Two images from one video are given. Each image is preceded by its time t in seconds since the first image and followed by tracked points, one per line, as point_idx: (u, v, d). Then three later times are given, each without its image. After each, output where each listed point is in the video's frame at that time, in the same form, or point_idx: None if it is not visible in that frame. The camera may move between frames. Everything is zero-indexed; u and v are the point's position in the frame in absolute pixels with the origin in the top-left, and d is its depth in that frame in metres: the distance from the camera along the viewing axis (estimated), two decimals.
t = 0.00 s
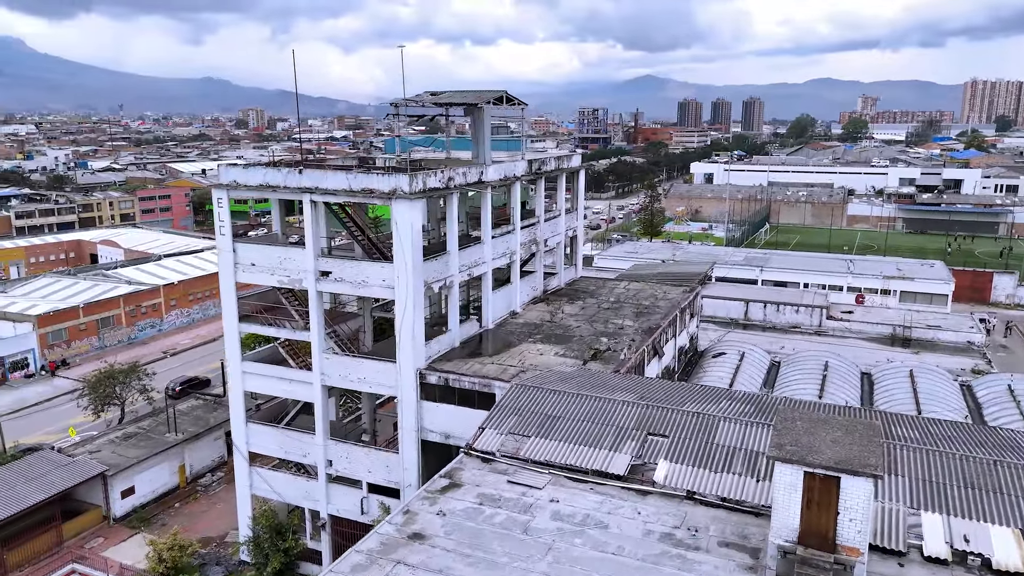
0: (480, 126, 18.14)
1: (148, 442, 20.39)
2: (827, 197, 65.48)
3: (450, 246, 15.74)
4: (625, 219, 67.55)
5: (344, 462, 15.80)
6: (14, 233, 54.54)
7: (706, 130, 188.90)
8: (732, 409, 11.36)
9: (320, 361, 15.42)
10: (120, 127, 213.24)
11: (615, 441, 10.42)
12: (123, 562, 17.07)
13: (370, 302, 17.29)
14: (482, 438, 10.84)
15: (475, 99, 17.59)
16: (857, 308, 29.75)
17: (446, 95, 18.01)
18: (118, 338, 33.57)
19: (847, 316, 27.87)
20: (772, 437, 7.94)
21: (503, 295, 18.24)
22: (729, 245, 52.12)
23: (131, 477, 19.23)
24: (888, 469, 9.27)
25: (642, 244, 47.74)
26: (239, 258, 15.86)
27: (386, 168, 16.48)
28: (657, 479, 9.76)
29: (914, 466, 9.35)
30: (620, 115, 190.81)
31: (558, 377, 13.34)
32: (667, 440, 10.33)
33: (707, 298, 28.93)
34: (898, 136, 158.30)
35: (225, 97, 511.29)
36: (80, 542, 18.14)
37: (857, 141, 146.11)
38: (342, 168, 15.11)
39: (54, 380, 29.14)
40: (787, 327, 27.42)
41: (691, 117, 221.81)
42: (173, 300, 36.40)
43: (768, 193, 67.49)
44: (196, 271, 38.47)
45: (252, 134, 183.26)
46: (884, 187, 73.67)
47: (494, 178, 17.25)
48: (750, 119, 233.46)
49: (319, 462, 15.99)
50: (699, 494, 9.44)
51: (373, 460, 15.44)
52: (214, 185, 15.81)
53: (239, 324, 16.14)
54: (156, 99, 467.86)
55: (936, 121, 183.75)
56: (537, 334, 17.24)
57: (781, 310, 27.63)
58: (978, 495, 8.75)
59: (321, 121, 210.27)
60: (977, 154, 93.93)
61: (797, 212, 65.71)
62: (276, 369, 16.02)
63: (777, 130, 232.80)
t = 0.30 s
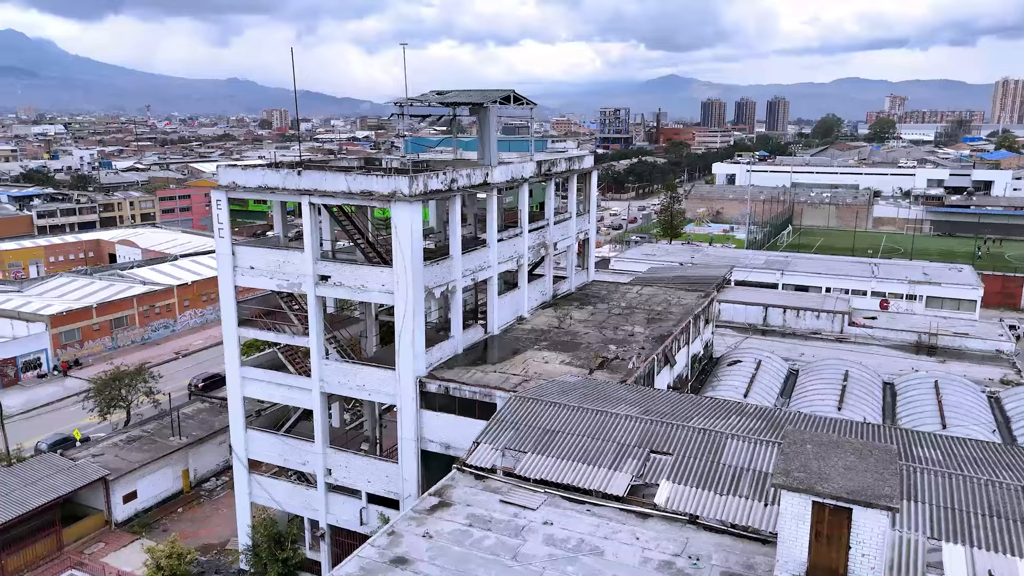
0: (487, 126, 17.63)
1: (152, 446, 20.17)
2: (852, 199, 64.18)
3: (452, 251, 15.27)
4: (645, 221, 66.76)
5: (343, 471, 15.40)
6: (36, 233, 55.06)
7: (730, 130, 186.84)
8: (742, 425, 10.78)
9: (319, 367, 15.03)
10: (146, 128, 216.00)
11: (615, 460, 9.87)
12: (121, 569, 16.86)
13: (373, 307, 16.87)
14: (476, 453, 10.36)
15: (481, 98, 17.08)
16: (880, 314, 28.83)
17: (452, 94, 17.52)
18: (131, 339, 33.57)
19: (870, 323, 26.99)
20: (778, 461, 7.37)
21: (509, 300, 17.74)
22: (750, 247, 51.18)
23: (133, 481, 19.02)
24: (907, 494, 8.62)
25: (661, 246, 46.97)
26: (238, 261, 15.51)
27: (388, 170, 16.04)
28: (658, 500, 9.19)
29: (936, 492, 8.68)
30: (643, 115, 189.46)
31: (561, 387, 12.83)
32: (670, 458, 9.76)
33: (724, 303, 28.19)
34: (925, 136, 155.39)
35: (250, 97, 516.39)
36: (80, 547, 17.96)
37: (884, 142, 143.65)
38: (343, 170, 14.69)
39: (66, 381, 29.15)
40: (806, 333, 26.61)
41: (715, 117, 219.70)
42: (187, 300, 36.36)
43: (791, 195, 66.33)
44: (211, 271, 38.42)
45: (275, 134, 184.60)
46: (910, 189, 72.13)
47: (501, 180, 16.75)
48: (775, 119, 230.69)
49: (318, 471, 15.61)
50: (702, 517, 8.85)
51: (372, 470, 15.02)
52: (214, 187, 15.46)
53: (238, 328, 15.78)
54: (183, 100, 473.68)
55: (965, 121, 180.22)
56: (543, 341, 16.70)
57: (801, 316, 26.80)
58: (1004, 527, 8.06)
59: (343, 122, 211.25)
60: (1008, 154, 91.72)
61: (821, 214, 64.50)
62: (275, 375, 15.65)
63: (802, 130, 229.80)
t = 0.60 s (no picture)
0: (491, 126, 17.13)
1: (155, 449, 19.97)
2: (876, 200, 62.83)
3: (453, 254, 14.81)
4: (664, 222, 65.88)
5: (340, 479, 15.02)
6: (56, 231, 55.50)
7: (753, 129, 184.64)
8: (749, 441, 10.23)
9: (316, 373, 14.65)
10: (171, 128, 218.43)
11: (610, 479, 9.36)
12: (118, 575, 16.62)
13: (373, 311, 16.47)
14: (467, 468, 9.91)
15: (485, 98, 16.59)
16: (903, 320, 27.90)
17: (457, 93, 17.08)
18: (143, 339, 33.61)
19: (892, 329, 26.12)
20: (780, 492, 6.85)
21: (514, 305, 17.27)
22: (770, 250, 50.20)
23: (134, 485, 18.80)
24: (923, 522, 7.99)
25: (679, 248, 46.16)
26: (235, 264, 15.20)
27: (389, 171, 15.63)
28: (655, 523, 8.67)
29: (954, 520, 8.04)
30: (665, 115, 187.96)
31: (562, 398, 12.36)
32: (670, 477, 9.24)
33: (741, 308, 27.45)
34: (954, 136, 152.38)
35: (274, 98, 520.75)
36: (80, 551, 17.81)
37: (911, 141, 140.99)
38: (340, 171, 14.28)
39: (77, 381, 29.17)
40: (825, 340, 25.79)
41: (738, 117, 217.39)
42: (199, 300, 36.34)
43: (814, 196, 65.10)
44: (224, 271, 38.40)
45: (296, 134, 185.67)
46: (938, 190, 70.52)
47: (505, 182, 16.26)
48: (799, 118, 227.74)
49: (316, 479, 15.24)
50: (700, 542, 8.31)
51: (369, 479, 14.62)
52: (211, 188, 15.14)
53: (235, 333, 15.47)
54: (207, 100, 478.60)
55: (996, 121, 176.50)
56: (548, 347, 16.20)
57: (820, 322, 25.99)
58: None
59: (364, 122, 211.99)
60: None
61: (844, 216, 63.25)
62: (272, 381, 15.32)
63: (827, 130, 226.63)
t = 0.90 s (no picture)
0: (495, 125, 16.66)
1: (157, 452, 19.77)
2: (902, 201, 61.44)
3: (453, 258, 14.36)
4: (684, 223, 65.01)
5: (337, 488, 14.64)
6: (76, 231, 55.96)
7: (777, 129, 182.30)
8: (753, 459, 9.68)
9: (312, 379, 14.28)
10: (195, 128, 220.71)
11: (604, 499, 8.86)
12: None
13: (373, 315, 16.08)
14: (454, 485, 9.47)
15: (488, 96, 16.12)
16: (927, 326, 26.97)
17: (460, 92, 16.64)
18: (155, 338, 33.64)
19: (915, 336, 25.28)
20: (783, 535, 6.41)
21: (518, 310, 16.82)
22: (791, 252, 49.21)
23: (134, 489, 18.59)
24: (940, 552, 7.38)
25: (698, 249, 45.38)
26: (231, 266, 14.87)
27: (388, 172, 15.22)
28: (649, 547, 8.15)
29: (974, 550, 7.42)
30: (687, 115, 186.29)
31: (561, 409, 11.86)
32: (668, 498, 8.72)
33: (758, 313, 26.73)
34: (984, 136, 149.22)
35: (297, 98, 524.74)
36: (79, 555, 17.63)
37: (940, 141, 138.20)
38: (336, 172, 13.89)
39: (88, 381, 29.20)
40: (845, 346, 25.00)
41: (762, 117, 214.90)
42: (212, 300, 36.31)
43: (837, 197, 63.85)
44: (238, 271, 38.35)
45: (318, 134, 186.62)
46: (966, 191, 68.85)
47: (508, 183, 15.79)
48: (824, 118, 224.63)
49: (312, 487, 14.88)
50: (696, 569, 7.78)
51: (366, 489, 14.23)
52: (208, 189, 14.83)
53: (232, 337, 15.15)
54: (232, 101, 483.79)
55: None
56: (552, 354, 15.70)
57: (840, 328, 25.19)
58: None
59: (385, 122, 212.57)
60: None
61: (869, 218, 61.99)
62: (268, 386, 14.99)
63: (852, 130, 223.29)
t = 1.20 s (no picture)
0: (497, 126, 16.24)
1: (158, 456, 19.59)
2: (928, 203, 60.05)
3: (451, 262, 13.94)
4: (703, 224, 64.11)
5: (332, 498, 14.27)
6: (96, 230, 56.42)
7: (802, 129, 179.89)
8: (755, 479, 9.13)
9: (307, 386, 13.93)
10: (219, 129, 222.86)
11: (595, 521, 8.37)
12: None
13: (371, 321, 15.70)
14: (440, 503, 9.05)
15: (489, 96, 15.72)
16: (952, 333, 26.04)
17: (463, 92, 16.24)
18: (167, 339, 33.65)
19: (939, 343, 24.41)
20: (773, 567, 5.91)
21: (521, 315, 16.37)
22: (813, 254, 48.21)
23: (134, 493, 18.37)
24: None
25: (716, 252, 44.54)
26: (227, 270, 14.57)
27: (388, 174, 14.85)
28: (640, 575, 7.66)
29: None
30: (709, 115, 184.50)
31: (558, 421, 11.36)
32: (662, 521, 8.22)
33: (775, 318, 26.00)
34: (1015, 136, 145.96)
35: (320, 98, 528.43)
36: (77, 560, 17.41)
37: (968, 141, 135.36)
38: (332, 174, 13.53)
39: (99, 381, 29.22)
40: (865, 353, 24.20)
41: (786, 117, 212.27)
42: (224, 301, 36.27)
43: (861, 198, 62.57)
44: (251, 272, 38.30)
45: (340, 134, 187.63)
46: (996, 193, 67.16)
47: (511, 184, 15.36)
48: (850, 117, 221.31)
49: (307, 496, 14.52)
50: None
51: (361, 499, 13.84)
52: (204, 190, 14.55)
53: (228, 341, 14.86)
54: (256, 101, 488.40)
55: None
56: (555, 361, 15.21)
57: (860, 335, 24.39)
58: None
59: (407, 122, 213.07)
60: None
61: (893, 220, 60.68)
62: (264, 393, 14.66)
63: (879, 130, 219.72)
